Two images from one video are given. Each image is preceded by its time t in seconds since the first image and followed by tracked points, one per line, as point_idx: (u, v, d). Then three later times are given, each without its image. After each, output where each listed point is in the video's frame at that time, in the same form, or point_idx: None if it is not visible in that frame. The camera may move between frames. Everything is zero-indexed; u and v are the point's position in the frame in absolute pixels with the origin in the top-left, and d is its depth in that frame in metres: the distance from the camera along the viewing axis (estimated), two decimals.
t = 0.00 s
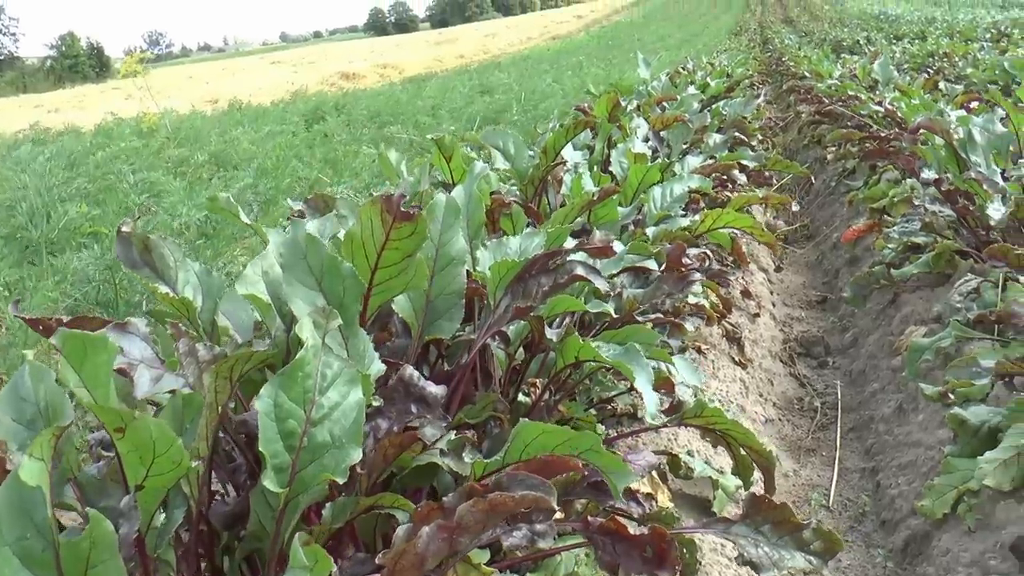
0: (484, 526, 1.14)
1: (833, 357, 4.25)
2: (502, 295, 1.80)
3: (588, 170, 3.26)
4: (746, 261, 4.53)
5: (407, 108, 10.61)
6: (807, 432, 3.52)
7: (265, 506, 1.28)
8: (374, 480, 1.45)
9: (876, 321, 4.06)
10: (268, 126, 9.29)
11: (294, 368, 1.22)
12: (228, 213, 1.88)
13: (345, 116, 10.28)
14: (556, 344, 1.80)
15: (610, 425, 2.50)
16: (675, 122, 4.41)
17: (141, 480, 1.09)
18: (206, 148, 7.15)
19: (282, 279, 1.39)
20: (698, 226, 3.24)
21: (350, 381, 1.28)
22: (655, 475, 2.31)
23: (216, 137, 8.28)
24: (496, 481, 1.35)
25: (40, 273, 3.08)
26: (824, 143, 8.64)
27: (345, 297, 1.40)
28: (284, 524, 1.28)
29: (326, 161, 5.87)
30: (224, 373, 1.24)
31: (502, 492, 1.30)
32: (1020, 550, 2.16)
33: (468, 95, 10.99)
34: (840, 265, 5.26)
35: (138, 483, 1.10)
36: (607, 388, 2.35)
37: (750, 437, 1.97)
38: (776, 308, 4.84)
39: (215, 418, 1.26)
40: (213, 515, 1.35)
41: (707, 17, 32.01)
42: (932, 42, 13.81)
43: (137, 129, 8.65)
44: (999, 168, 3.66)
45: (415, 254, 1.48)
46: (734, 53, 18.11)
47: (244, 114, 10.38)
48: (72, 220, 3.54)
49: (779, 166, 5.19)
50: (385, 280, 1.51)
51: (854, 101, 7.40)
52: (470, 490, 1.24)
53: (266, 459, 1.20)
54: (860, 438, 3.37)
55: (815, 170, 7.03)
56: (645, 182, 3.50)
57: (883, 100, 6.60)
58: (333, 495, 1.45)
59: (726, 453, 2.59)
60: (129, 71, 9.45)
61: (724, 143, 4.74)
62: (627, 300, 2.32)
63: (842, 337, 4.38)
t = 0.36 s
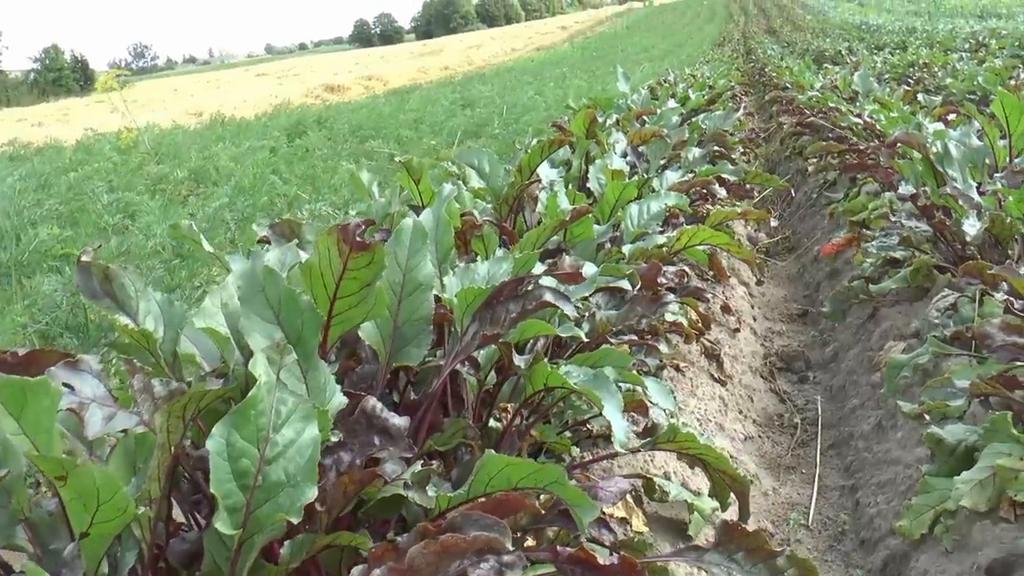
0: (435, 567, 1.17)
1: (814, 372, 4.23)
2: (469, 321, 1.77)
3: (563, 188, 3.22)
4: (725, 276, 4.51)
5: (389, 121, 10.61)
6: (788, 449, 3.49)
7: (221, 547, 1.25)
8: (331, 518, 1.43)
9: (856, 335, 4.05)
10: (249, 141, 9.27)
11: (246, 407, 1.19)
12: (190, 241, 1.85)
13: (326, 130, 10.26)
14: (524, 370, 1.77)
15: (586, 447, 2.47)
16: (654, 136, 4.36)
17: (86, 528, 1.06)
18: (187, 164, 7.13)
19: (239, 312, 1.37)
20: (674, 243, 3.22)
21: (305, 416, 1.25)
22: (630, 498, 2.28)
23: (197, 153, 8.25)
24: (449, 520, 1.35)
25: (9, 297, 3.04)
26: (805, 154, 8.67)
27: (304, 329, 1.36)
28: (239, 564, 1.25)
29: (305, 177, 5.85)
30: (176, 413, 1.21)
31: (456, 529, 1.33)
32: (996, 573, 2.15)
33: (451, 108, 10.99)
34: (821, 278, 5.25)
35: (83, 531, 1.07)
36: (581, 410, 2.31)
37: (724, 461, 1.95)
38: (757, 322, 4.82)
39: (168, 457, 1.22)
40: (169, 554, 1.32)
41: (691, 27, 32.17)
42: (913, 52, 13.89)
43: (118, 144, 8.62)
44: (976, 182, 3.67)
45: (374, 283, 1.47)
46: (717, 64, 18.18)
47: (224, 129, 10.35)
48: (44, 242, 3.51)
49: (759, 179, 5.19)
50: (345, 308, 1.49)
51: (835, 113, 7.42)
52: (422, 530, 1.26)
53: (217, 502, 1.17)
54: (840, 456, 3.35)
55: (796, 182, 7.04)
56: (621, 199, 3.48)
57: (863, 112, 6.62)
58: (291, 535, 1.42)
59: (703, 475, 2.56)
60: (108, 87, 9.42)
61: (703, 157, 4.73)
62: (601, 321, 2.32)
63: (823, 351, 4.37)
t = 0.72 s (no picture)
0: None
1: (794, 386, 4.21)
2: (438, 344, 1.75)
3: (538, 205, 3.19)
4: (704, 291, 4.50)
5: (370, 134, 10.58)
6: (767, 464, 3.45)
7: None
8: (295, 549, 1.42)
9: (835, 349, 4.03)
10: (229, 155, 9.22)
11: (205, 440, 1.16)
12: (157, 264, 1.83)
13: (307, 144, 10.23)
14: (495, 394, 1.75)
15: (561, 466, 2.44)
16: (631, 151, 4.32)
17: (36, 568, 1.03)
18: (165, 179, 7.08)
19: (201, 341, 1.35)
20: (650, 259, 3.20)
21: (266, 447, 1.23)
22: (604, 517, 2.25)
23: (176, 167, 8.20)
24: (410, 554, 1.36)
25: None
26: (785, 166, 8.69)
27: (267, 357, 1.34)
28: None
29: (283, 193, 5.82)
30: (133, 446, 1.19)
31: (417, 562, 1.34)
32: None
33: (431, 121, 10.98)
34: (801, 291, 5.25)
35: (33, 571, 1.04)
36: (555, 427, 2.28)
37: (698, 481, 1.92)
38: (737, 336, 4.81)
39: (125, 491, 1.20)
40: None
41: (672, 39, 32.31)
42: (892, 64, 13.98)
43: (96, 158, 8.56)
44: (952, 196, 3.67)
45: (339, 308, 1.46)
46: (698, 75, 18.26)
47: (204, 143, 10.30)
48: (15, 263, 3.47)
49: (738, 192, 5.18)
50: (310, 334, 1.48)
51: (814, 125, 7.45)
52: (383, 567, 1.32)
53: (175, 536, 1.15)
54: (820, 470, 3.30)
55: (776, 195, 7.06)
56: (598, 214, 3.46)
57: (841, 125, 6.64)
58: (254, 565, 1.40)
59: (681, 495, 2.53)
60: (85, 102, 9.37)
61: (681, 171, 4.73)
62: (574, 340, 2.32)
63: (802, 365, 4.35)
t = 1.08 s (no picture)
0: None
1: (773, 401, 4.17)
2: (403, 370, 1.74)
3: (512, 225, 3.16)
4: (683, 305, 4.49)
5: (352, 145, 10.57)
6: (745, 481, 3.40)
7: None
8: None
9: (814, 364, 4.01)
10: (211, 168, 9.19)
11: (155, 479, 1.14)
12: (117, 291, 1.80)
13: (290, 156, 10.21)
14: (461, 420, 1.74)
15: (534, 487, 2.41)
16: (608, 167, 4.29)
17: None
18: (145, 193, 7.05)
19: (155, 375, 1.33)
20: (626, 275, 3.19)
21: (220, 483, 1.21)
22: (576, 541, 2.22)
23: (157, 181, 8.17)
24: None
25: None
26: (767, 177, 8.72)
27: (223, 390, 1.33)
28: None
29: (263, 207, 5.80)
30: (81, 484, 1.16)
31: None
32: None
33: (414, 133, 10.97)
34: (781, 304, 5.24)
35: None
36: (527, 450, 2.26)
37: (668, 505, 1.89)
38: (717, 349, 4.79)
39: (72, 531, 1.17)
40: None
41: (657, 48, 32.43)
42: (873, 73, 14.05)
43: (76, 172, 8.52)
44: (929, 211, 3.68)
45: (298, 338, 1.45)
46: (682, 85, 18.31)
47: (187, 155, 10.26)
48: None
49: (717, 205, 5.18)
50: (269, 364, 1.46)
51: (796, 136, 7.47)
52: None
53: None
54: (797, 486, 3.25)
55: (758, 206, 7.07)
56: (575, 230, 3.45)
57: (822, 137, 6.67)
58: None
59: (655, 516, 2.51)
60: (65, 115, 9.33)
61: (660, 185, 4.72)
62: (545, 362, 2.32)
63: (782, 379, 4.33)
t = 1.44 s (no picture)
0: None
1: (748, 414, 4.15)
2: (359, 390, 1.76)
3: (481, 239, 3.16)
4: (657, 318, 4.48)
5: (334, 157, 10.58)
6: (716, 494, 3.37)
7: None
8: None
9: (787, 377, 4.00)
10: (191, 180, 9.20)
11: (96, 501, 1.13)
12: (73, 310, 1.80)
13: (271, 168, 10.22)
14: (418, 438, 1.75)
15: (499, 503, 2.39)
16: (581, 180, 4.31)
17: None
18: (122, 207, 7.02)
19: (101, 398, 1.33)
20: (595, 290, 3.18)
21: (164, 505, 1.20)
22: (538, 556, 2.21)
23: (135, 194, 8.14)
24: None
25: None
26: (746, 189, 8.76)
27: (170, 411, 1.33)
28: None
29: (239, 220, 5.80)
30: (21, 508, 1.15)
31: None
32: None
33: (394, 146, 10.97)
34: (756, 317, 5.23)
35: None
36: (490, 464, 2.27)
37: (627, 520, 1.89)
38: (692, 362, 4.77)
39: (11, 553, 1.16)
40: None
41: (641, 60, 32.61)
42: (852, 86, 14.13)
43: (54, 185, 8.50)
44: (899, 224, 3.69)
45: (249, 358, 1.45)
46: (663, 97, 18.36)
47: (167, 168, 10.26)
48: None
49: (692, 217, 5.20)
50: (220, 384, 1.47)
51: (774, 148, 7.51)
52: None
53: None
54: (768, 499, 3.22)
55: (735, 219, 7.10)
56: (546, 244, 3.47)
57: (799, 150, 6.71)
58: None
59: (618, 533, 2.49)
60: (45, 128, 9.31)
61: (634, 199, 4.74)
62: (508, 378, 2.34)
63: (756, 392, 4.30)
